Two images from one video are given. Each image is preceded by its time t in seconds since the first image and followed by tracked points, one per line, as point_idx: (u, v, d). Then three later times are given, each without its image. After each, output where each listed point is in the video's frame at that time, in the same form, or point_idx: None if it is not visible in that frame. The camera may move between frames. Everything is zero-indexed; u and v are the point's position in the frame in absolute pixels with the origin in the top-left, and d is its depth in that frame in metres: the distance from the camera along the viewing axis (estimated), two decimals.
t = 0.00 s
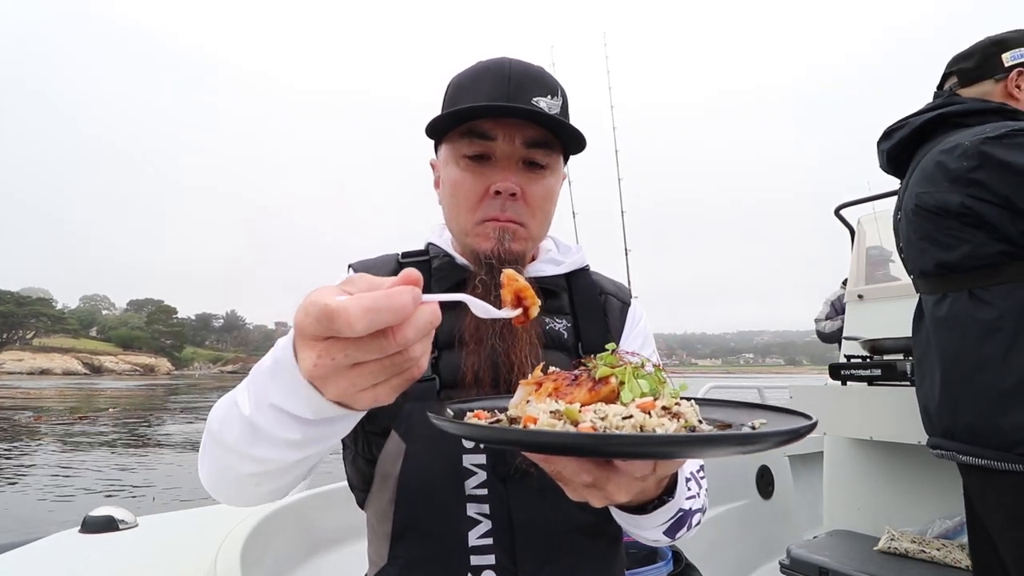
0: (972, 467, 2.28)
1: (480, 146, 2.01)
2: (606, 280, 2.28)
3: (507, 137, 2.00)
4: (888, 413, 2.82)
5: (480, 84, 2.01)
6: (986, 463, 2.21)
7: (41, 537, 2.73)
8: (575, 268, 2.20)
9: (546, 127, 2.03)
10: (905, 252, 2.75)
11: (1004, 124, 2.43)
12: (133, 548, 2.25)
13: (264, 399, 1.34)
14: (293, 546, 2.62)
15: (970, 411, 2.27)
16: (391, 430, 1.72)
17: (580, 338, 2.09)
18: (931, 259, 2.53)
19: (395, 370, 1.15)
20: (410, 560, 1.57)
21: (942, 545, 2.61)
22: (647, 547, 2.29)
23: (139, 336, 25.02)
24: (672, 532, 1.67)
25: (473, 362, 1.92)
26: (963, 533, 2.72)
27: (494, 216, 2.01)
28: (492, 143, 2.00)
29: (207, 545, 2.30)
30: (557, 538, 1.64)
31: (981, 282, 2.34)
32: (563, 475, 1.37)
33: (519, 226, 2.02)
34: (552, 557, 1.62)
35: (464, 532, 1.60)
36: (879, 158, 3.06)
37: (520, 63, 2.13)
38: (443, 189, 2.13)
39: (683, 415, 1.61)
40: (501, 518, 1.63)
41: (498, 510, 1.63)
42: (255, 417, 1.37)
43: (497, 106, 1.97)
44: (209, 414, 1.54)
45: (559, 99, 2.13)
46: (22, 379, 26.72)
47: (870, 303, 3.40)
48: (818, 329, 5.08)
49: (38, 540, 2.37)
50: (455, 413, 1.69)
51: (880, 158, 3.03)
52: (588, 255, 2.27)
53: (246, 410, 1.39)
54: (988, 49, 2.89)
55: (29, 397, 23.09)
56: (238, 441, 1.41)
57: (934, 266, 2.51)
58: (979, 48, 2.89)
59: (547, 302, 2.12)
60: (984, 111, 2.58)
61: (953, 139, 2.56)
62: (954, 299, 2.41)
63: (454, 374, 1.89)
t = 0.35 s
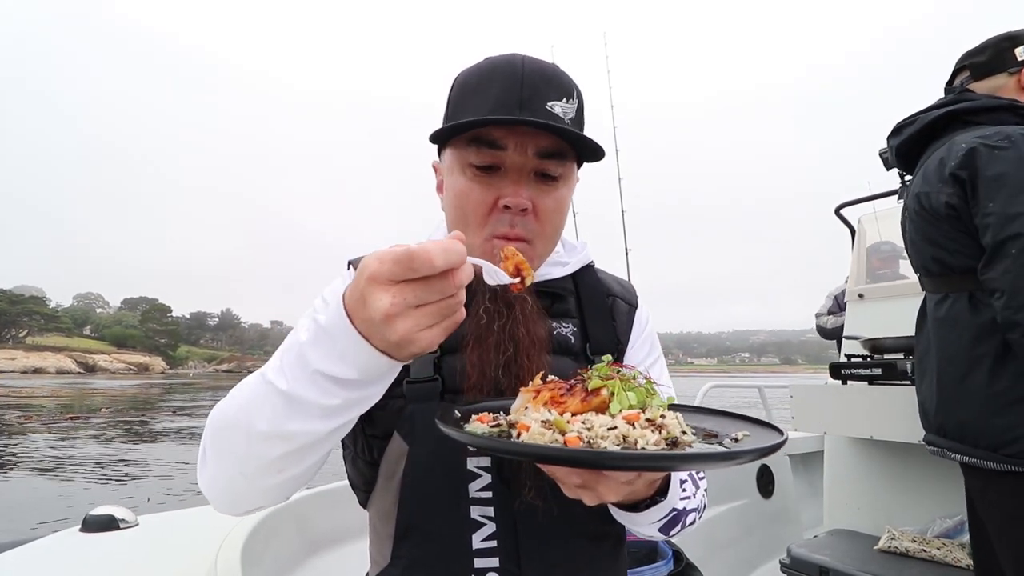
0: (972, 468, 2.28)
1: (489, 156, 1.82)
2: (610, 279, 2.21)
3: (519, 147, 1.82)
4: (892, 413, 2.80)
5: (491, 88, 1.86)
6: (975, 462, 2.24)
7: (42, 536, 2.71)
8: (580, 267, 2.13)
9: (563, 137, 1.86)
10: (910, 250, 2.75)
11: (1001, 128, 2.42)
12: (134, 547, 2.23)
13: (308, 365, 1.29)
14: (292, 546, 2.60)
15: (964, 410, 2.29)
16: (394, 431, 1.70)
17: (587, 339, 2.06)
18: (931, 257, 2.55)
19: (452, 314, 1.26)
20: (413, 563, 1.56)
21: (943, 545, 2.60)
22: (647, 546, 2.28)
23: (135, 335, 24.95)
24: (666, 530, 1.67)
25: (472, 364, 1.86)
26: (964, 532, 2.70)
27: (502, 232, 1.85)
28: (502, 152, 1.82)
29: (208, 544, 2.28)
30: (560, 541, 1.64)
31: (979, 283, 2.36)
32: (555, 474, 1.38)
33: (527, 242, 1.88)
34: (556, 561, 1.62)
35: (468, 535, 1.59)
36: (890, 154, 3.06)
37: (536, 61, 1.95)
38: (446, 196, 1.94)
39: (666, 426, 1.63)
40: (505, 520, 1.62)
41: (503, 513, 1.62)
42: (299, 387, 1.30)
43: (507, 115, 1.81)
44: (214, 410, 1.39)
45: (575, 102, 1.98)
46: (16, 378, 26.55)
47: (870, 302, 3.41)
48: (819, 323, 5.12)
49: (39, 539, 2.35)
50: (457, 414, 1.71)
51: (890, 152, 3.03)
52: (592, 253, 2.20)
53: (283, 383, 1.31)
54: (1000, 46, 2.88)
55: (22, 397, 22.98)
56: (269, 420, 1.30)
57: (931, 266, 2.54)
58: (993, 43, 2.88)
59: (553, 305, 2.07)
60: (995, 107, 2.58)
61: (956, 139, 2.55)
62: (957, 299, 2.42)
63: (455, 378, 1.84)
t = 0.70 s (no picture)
0: (973, 468, 2.29)
1: (483, 162, 1.77)
2: (613, 278, 2.19)
3: (515, 153, 1.76)
4: (891, 411, 2.81)
5: (487, 91, 1.82)
6: (976, 462, 2.24)
7: (44, 533, 2.69)
8: (581, 266, 2.11)
9: (561, 142, 1.79)
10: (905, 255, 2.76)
11: (976, 132, 2.43)
12: (136, 545, 2.22)
13: (348, 347, 1.30)
14: (294, 544, 2.60)
15: (962, 411, 2.29)
16: (394, 431, 1.69)
17: (590, 336, 2.06)
18: (921, 262, 2.58)
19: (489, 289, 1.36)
20: (415, 562, 1.55)
21: (944, 541, 2.60)
22: (648, 543, 2.34)
23: (129, 337, 24.82)
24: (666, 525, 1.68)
25: (467, 380, 1.83)
26: (964, 529, 2.70)
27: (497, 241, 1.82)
28: (496, 159, 1.77)
29: (209, 541, 2.26)
30: (563, 539, 1.64)
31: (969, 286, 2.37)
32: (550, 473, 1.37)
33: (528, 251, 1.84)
34: (559, 559, 1.62)
35: (470, 534, 1.58)
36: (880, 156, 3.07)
37: (534, 60, 1.90)
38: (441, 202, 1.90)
39: (657, 426, 1.68)
40: (507, 519, 1.61)
41: (505, 511, 1.62)
42: (337, 370, 1.31)
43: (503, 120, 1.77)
44: (231, 405, 1.34)
45: (578, 103, 1.94)
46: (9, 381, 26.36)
47: (870, 299, 3.42)
48: (820, 321, 5.14)
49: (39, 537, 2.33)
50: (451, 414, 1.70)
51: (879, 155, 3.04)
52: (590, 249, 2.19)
53: (319, 368, 1.31)
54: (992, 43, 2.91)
55: (14, 399, 22.81)
56: (304, 405, 1.29)
57: (921, 271, 2.57)
58: (985, 39, 2.91)
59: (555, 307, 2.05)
60: (977, 110, 2.59)
61: (934, 147, 2.55)
62: (949, 302, 2.44)
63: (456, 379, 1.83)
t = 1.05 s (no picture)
0: (977, 469, 2.29)
1: (485, 170, 1.75)
2: (618, 276, 2.20)
3: (515, 162, 1.75)
4: (890, 411, 2.81)
5: (487, 98, 1.81)
6: (980, 463, 2.25)
7: (40, 533, 2.67)
8: (587, 262, 2.14)
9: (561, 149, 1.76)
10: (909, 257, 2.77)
11: (974, 134, 2.45)
12: (134, 544, 2.20)
13: (344, 345, 1.28)
14: (293, 544, 2.59)
15: (966, 411, 2.29)
16: (403, 426, 1.68)
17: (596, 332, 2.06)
18: (923, 263, 2.60)
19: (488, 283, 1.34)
20: (419, 558, 1.54)
21: (944, 541, 2.60)
22: (649, 543, 2.32)
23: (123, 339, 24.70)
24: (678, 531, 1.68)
25: (479, 369, 1.81)
26: (963, 529, 2.70)
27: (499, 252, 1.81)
28: (496, 167, 1.75)
29: (208, 540, 2.24)
30: (570, 534, 1.64)
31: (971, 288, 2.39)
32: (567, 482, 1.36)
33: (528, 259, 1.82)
34: (565, 555, 1.61)
35: (477, 528, 1.58)
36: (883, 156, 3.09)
37: (535, 63, 1.88)
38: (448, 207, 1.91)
39: (677, 432, 1.67)
40: (513, 513, 1.61)
41: (512, 505, 1.62)
42: (332, 368, 1.29)
43: (502, 128, 1.77)
44: (234, 401, 1.36)
45: (578, 104, 1.92)
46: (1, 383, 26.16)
47: (870, 299, 3.42)
48: (824, 320, 5.15)
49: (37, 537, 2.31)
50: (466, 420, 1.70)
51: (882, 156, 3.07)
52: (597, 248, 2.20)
53: (315, 366, 1.29)
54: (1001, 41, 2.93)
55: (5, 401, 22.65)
56: (302, 403, 1.28)
57: (924, 272, 2.58)
58: (992, 38, 2.93)
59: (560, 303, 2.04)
60: (978, 111, 2.61)
61: (933, 150, 2.57)
62: (953, 303, 2.45)
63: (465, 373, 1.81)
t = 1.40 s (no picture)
0: (975, 465, 2.30)
1: (505, 159, 1.82)
2: (613, 280, 2.23)
3: (533, 152, 1.83)
4: (888, 411, 2.82)
5: (506, 93, 1.86)
6: (977, 459, 2.26)
7: (37, 533, 2.65)
8: (582, 267, 2.17)
9: (574, 142, 1.87)
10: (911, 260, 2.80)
11: (974, 135, 2.47)
12: (133, 543, 2.18)
13: (303, 380, 1.44)
14: (291, 541, 2.57)
15: (964, 409, 2.31)
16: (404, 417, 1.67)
17: (590, 331, 2.04)
18: (927, 263, 2.62)
19: (395, 325, 1.29)
20: (417, 547, 1.55)
21: (942, 542, 2.60)
22: (646, 544, 2.31)
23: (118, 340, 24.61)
24: (682, 531, 1.68)
25: (484, 347, 1.82)
26: (962, 529, 2.71)
27: (517, 236, 1.83)
28: (515, 157, 1.83)
29: (208, 538, 2.23)
30: (564, 525, 1.63)
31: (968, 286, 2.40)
32: (584, 484, 1.36)
33: (537, 247, 1.86)
34: (560, 544, 1.61)
35: (473, 516, 1.58)
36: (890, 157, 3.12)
37: (549, 70, 1.96)
38: (461, 201, 1.92)
39: (698, 431, 1.60)
40: (510, 502, 1.61)
41: (508, 495, 1.62)
42: (297, 400, 1.45)
43: (523, 120, 1.81)
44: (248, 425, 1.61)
45: (584, 109, 1.96)
46: None
47: (869, 299, 3.43)
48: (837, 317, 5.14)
49: (36, 536, 2.29)
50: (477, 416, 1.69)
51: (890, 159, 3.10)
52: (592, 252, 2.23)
53: (286, 398, 1.47)
54: (1006, 46, 2.96)
55: None
56: (278, 431, 1.46)
57: (928, 272, 2.61)
58: (998, 43, 2.94)
59: (557, 302, 2.07)
60: (982, 113, 2.63)
61: (935, 149, 2.58)
62: (952, 302, 2.47)
63: (467, 367, 1.79)
